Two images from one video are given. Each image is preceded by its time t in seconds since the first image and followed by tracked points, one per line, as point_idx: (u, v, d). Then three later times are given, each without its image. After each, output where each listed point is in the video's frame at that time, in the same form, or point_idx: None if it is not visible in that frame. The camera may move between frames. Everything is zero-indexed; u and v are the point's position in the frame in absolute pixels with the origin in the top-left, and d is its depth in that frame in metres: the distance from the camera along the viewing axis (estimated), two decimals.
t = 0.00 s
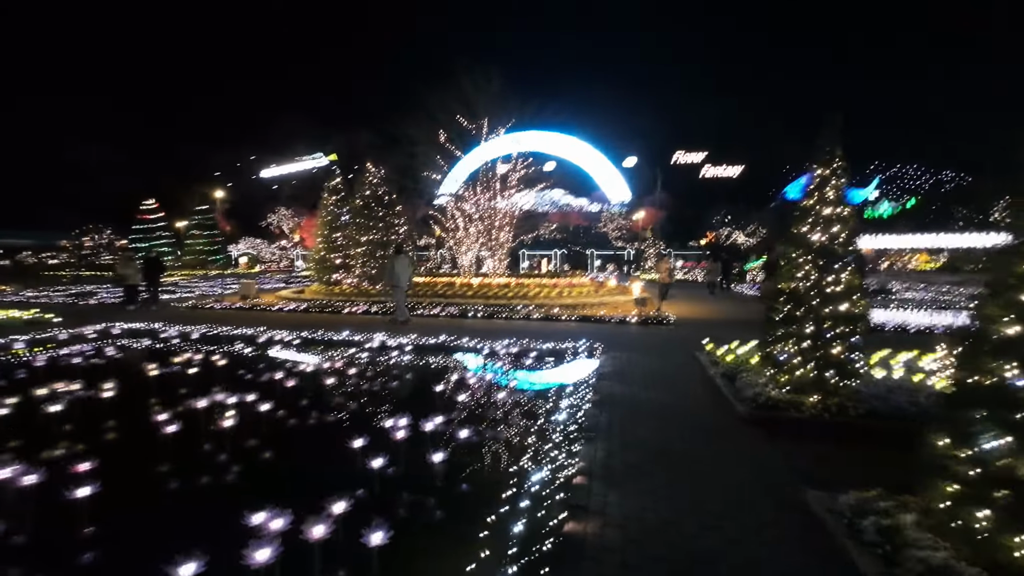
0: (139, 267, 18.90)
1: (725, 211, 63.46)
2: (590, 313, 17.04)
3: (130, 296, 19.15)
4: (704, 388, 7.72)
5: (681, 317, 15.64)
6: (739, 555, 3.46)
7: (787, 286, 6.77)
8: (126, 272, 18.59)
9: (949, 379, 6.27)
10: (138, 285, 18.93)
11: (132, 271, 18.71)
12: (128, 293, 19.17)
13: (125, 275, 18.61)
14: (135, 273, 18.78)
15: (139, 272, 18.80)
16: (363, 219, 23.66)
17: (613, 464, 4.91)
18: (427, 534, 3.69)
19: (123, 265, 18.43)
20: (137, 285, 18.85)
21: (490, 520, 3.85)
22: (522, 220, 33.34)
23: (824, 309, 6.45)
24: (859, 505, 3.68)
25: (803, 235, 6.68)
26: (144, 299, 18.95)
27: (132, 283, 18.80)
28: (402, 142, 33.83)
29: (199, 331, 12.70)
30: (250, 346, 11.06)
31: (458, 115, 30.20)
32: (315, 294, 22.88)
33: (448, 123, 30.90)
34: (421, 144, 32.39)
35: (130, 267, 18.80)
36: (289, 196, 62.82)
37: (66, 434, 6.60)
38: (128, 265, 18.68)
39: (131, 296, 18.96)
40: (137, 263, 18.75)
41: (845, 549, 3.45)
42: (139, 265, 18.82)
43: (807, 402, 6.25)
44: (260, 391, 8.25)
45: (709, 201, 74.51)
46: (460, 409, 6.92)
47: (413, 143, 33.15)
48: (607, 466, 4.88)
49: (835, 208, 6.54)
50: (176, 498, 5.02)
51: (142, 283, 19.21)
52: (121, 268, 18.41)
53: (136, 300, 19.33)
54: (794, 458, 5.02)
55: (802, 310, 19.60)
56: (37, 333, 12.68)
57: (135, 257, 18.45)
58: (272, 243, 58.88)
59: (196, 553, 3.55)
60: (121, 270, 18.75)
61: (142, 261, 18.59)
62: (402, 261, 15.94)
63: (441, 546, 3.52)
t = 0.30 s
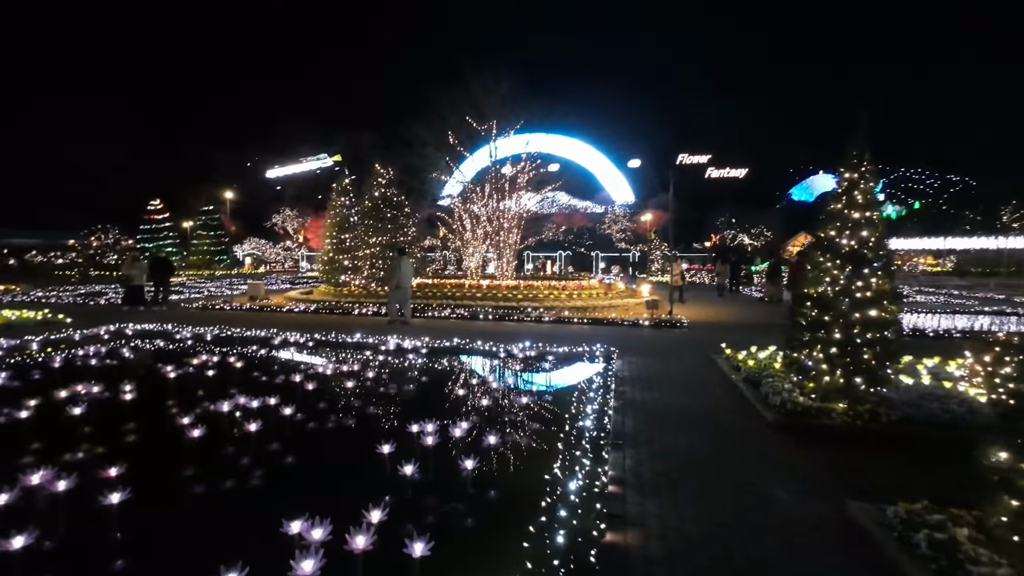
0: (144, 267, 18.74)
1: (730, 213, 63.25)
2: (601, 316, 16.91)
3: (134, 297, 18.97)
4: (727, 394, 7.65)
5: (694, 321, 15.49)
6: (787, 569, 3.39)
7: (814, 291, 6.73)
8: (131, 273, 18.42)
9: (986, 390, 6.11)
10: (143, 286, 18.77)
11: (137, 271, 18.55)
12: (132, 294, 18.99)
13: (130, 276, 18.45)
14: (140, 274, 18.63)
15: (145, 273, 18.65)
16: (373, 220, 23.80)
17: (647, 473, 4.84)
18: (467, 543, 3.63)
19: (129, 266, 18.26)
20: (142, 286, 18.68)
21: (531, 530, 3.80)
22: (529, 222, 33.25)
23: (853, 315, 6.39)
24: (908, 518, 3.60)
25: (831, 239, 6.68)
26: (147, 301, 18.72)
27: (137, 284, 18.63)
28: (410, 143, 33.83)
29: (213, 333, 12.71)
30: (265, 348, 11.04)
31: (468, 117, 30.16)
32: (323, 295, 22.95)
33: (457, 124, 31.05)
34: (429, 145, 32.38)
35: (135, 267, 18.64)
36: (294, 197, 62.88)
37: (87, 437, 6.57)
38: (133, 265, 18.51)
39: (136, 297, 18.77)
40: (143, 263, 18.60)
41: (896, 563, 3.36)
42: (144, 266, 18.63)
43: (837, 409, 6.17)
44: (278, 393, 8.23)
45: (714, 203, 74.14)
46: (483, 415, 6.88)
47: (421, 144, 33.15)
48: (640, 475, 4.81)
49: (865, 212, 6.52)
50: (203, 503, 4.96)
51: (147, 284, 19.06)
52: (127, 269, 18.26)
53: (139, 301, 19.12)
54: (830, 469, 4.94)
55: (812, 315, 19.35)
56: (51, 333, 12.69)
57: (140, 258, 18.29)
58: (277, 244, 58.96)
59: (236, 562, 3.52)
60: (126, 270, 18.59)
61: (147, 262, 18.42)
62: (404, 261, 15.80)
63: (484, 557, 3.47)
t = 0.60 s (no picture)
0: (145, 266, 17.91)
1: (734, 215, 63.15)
2: (611, 317, 16.84)
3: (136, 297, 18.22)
4: (746, 395, 7.63)
5: (704, 323, 15.43)
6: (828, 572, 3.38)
7: (834, 293, 6.71)
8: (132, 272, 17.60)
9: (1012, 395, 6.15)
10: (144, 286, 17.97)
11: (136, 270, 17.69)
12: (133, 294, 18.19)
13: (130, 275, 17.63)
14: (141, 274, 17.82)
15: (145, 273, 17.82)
16: (380, 220, 23.84)
17: (674, 474, 4.83)
18: (503, 545, 3.63)
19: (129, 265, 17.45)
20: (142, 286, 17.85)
21: (566, 532, 3.82)
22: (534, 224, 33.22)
23: (876, 318, 6.35)
24: (947, 521, 3.59)
25: (852, 240, 6.65)
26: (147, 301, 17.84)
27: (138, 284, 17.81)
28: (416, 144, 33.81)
29: (225, 333, 12.74)
30: (278, 348, 11.04)
31: (475, 118, 30.09)
32: (330, 295, 22.97)
33: (464, 125, 30.91)
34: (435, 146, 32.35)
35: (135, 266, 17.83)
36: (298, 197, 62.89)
37: (107, 436, 6.57)
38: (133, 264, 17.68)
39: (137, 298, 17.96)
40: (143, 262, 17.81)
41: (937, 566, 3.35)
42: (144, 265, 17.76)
43: (860, 411, 6.15)
44: (294, 393, 8.22)
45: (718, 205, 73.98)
46: (503, 416, 6.89)
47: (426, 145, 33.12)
48: (667, 476, 4.80)
49: (887, 214, 6.47)
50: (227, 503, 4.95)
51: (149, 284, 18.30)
52: (127, 268, 17.44)
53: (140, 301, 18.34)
54: (858, 472, 4.91)
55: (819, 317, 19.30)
56: (62, 333, 12.68)
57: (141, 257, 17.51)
58: (280, 244, 58.94)
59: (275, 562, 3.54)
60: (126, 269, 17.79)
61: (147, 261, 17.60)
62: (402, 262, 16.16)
63: (522, 559, 3.46)
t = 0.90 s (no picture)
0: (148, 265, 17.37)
1: (736, 217, 63.10)
2: (619, 318, 16.77)
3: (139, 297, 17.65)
4: (766, 397, 7.55)
5: (714, 325, 15.35)
6: None
7: (857, 294, 6.65)
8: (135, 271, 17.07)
9: None
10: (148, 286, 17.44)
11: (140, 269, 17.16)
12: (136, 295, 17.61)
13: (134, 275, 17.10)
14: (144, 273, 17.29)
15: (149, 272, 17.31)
16: (386, 221, 23.80)
17: (703, 477, 4.75)
18: (539, 552, 3.57)
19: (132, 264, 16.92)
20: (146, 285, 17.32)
21: (602, 538, 3.77)
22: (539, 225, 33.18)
23: (902, 319, 6.28)
24: (994, 529, 3.53)
25: (875, 241, 6.58)
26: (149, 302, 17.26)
27: (142, 283, 17.28)
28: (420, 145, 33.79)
29: (234, 332, 12.69)
30: (289, 348, 11.00)
31: (481, 118, 30.10)
32: (336, 295, 22.94)
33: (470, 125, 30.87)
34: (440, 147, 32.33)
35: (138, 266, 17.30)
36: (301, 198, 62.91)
37: (121, 436, 6.50)
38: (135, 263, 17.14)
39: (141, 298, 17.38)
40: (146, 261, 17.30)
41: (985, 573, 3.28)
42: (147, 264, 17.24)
43: (884, 413, 6.09)
44: (308, 394, 8.16)
45: (720, 206, 73.86)
46: (522, 418, 6.82)
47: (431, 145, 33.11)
48: (696, 479, 4.72)
49: (911, 214, 6.39)
50: (247, 505, 4.87)
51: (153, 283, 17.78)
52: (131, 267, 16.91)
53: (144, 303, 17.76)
54: (890, 477, 4.84)
55: (827, 319, 19.22)
56: (70, 332, 12.61)
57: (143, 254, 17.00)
58: (283, 244, 58.88)
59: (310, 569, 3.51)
60: (129, 269, 17.25)
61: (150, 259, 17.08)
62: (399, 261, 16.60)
63: (561, 567, 3.40)
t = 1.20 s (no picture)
0: (151, 264, 17.04)
1: (739, 219, 63.03)
2: (628, 321, 16.64)
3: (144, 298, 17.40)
4: (787, 404, 7.40)
5: (725, 328, 15.18)
6: None
7: (883, 299, 6.50)
8: (138, 272, 16.77)
9: None
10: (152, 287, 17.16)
11: (143, 269, 16.84)
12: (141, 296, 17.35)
13: (137, 276, 16.80)
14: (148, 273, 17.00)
15: (152, 271, 17.00)
16: (392, 223, 23.67)
17: (735, 488, 4.62)
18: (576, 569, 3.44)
19: (135, 264, 16.62)
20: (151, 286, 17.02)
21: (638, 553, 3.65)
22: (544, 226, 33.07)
23: (930, 326, 6.14)
24: None
25: (901, 245, 6.44)
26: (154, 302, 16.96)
27: (146, 284, 16.97)
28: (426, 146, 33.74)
29: (241, 334, 12.58)
30: (298, 350, 10.89)
31: (488, 119, 30.06)
32: (341, 297, 22.84)
33: (476, 127, 30.79)
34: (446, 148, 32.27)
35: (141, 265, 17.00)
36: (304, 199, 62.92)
37: (132, 441, 6.39)
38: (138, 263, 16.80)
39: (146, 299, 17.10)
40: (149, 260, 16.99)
41: None
42: (146, 263, 16.82)
43: (912, 422, 5.96)
44: (319, 397, 8.04)
45: (723, 208, 73.70)
46: (540, 424, 6.71)
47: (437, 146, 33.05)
48: (727, 490, 4.59)
49: (939, 218, 6.26)
50: (265, 514, 4.75)
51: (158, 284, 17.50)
52: (134, 267, 16.59)
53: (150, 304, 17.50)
54: (927, 490, 4.69)
55: (837, 323, 19.03)
56: (76, 334, 12.49)
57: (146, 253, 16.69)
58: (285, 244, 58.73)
59: None
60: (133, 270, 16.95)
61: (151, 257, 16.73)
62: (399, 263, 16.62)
63: None
